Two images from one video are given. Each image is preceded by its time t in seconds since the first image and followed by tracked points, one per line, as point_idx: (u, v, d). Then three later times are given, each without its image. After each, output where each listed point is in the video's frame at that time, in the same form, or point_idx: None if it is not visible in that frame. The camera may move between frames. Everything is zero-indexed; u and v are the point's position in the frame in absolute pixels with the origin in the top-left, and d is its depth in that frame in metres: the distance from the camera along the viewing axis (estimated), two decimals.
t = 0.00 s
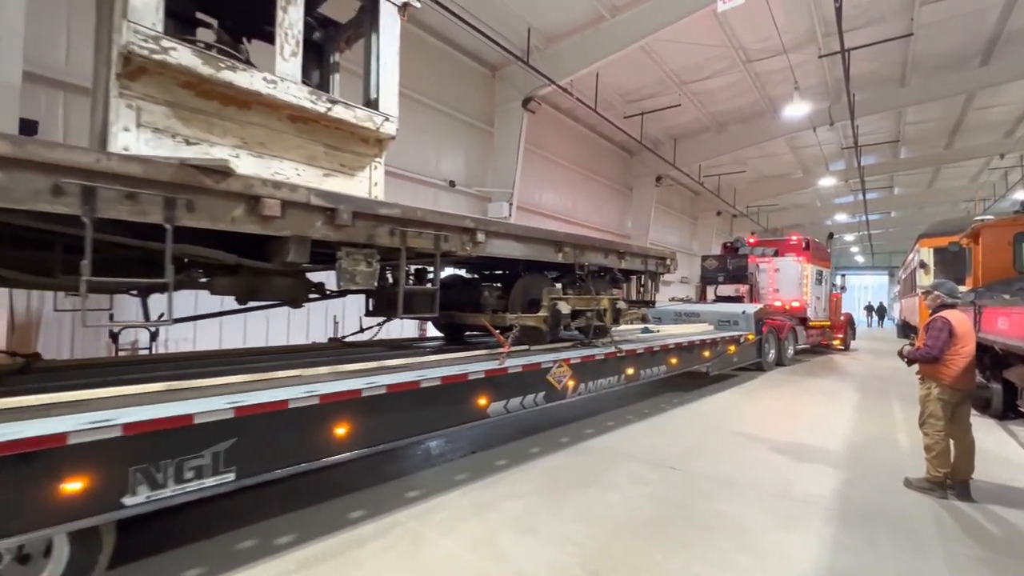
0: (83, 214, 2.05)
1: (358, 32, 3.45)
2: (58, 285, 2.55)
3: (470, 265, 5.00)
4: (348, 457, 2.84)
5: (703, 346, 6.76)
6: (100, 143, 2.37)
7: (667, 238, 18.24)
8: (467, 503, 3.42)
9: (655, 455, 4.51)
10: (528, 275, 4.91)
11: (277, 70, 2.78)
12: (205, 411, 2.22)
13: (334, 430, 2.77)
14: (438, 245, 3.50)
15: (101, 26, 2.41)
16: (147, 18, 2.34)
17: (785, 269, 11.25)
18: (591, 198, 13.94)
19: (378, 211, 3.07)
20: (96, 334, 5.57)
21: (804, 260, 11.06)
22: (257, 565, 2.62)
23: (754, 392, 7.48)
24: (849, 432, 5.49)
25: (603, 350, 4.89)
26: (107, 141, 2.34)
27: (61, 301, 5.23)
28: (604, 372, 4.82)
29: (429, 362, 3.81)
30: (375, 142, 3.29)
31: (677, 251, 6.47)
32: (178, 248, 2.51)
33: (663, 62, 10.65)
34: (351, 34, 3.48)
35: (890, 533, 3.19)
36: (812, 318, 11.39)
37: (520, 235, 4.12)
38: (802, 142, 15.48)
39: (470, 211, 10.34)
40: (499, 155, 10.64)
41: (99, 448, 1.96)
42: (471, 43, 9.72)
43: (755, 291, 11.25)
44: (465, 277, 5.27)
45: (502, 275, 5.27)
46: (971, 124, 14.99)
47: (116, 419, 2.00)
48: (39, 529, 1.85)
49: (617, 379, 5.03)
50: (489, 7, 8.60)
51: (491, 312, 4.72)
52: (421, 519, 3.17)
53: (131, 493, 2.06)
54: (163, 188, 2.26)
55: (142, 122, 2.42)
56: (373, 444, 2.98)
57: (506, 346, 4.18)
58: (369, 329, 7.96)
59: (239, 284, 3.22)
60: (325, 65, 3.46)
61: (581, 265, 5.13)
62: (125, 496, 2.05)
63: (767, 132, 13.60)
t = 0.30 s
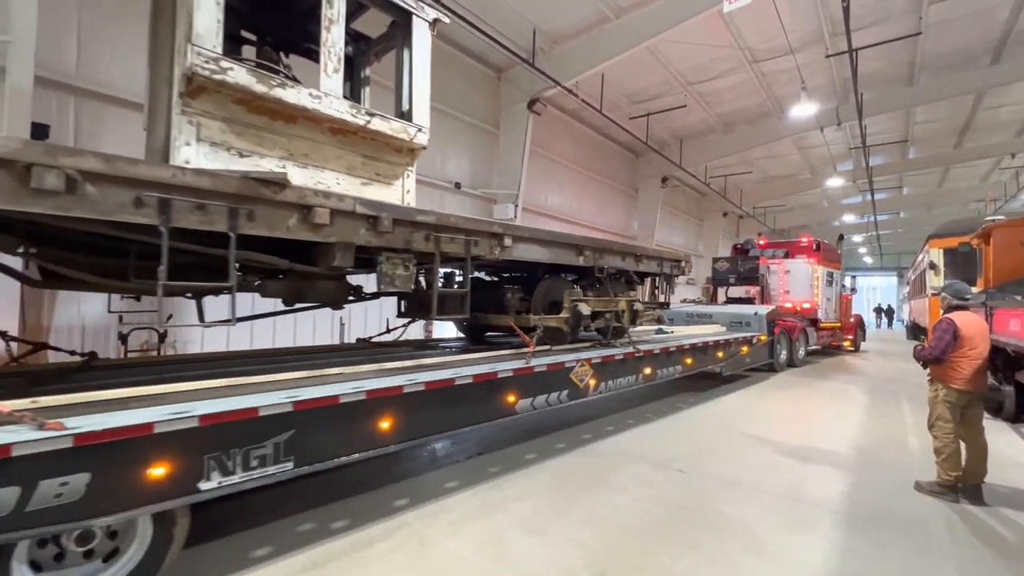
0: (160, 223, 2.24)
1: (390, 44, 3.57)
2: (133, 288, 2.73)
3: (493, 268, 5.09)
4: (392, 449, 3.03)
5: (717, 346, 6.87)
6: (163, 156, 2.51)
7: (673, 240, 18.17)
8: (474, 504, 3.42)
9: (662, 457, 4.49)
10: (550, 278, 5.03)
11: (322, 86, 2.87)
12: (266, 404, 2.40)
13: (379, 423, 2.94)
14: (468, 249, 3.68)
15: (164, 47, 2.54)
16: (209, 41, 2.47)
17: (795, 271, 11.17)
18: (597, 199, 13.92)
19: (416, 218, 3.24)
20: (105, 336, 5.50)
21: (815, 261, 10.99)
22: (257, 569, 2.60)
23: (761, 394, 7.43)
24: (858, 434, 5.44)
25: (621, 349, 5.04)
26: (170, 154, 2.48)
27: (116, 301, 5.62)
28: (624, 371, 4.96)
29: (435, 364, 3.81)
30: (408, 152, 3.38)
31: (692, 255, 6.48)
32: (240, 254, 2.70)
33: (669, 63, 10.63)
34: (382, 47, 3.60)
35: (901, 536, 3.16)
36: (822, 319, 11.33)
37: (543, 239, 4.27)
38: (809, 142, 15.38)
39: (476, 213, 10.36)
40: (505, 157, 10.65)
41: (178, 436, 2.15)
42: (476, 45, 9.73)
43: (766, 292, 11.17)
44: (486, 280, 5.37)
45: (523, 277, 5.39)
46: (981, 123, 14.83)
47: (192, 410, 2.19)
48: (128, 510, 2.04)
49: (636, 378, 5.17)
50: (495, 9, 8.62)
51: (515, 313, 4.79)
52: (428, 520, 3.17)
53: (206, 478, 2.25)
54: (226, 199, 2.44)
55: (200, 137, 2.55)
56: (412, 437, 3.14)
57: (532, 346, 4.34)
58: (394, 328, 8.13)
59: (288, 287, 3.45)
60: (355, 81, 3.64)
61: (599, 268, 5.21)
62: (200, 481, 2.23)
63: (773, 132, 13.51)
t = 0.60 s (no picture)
0: (221, 230, 2.40)
1: (415, 56, 3.73)
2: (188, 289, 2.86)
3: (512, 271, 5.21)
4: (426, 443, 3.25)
5: (728, 347, 7.01)
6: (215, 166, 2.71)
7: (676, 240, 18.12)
8: (477, 505, 3.42)
9: (666, 459, 4.48)
10: (569, 280, 5.15)
11: (359, 99, 3.04)
12: (319, 398, 2.62)
13: (416, 418, 3.18)
14: (494, 253, 3.82)
15: (221, 66, 2.75)
16: (259, 60, 2.64)
17: (803, 272, 11.05)
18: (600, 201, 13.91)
19: (447, 224, 3.42)
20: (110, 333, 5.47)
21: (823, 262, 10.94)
22: (270, 566, 2.64)
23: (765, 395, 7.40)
24: (864, 436, 5.41)
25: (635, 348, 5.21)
26: (222, 165, 2.67)
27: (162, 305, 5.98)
28: (638, 370, 5.14)
29: (440, 365, 3.84)
30: (434, 160, 3.56)
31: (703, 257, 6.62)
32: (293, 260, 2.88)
33: (672, 64, 10.62)
34: (407, 59, 3.73)
35: (907, 539, 3.13)
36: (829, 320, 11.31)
37: (563, 243, 4.43)
38: (814, 142, 15.32)
39: (480, 215, 10.35)
40: (508, 158, 10.65)
41: (244, 428, 2.41)
42: (479, 46, 9.72)
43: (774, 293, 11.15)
44: (504, 282, 5.47)
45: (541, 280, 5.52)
46: (987, 123, 14.74)
47: (254, 404, 2.42)
48: (200, 493, 2.28)
49: (649, 377, 5.36)
50: (498, 11, 8.63)
51: (535, 314, 4.90)
52: (431, 521, 3.17)
53: (265, 465, 2.50)
54: (280, 208, 2.62)
55: (248, 148, 2.73)
56: (444, 431, 3.37)
57: (554, 346, 4.50)
58: (413, 328, 8.16)
59: (328, 289, 3.66)
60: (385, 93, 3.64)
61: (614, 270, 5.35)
62: (261, 470, 2.49)
63: (777, 132, 13.45)
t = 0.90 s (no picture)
0: (271, 236, 2.52)
1: (438, 66, 3.86)
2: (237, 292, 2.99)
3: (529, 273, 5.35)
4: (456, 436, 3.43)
5: (737, 346, 7.09)
6: (259, 176, 2.83)
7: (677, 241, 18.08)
8: (479, 506, 3.41)
9: (668, 460, 4.47)
10: (584, 282, 5.32)
11: (390, 110, 3.17)
12: (363, 393, 2.82)
13: (449, 413, 3.37)
14: (517, 256, 3.90)
15: (263, 81, 2.88)
16: (301, 76, 2.79)
17: (808, 273, 11.06)
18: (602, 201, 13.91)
19: (475, 229, 3.52)
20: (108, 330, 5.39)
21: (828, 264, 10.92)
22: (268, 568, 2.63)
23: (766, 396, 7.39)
24: (866, 436, 5.40)
25: (648, 348, 5.35)
26: (265, 175, 2.79)
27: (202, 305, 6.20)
28: (651, 369, 5.27)
29: (446, 366, 3.88)
30: (458, 168, 3.66)
31: (713, 260, 6.77)
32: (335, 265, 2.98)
33: (673, 64, 10.61)
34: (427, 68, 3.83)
35: (910, 540, 3.12)
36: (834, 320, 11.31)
37: (580, 246, 4.55)
38: (815, 142, 15.31)
39: (482, 216, 10.35)
40: (509, 159, 10.65)
41: (296, 419, 2.59)
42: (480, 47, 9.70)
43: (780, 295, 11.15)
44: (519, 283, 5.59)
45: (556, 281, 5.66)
46: (989, 123, 14.71)
47: (305, 398, 2.61)
48: (260, 480, 2.48)
49: (663, 376, 5.51)
50: (499, 12, 8.64)
51: (552, 314, 5.02)
52: (432, 522, 3.17)
53: (315, 455, 2.68)
54: (325, 215, 2.75)
55: (290, 159, 2.85)
56: (474, 427, 3.55)
57: (573, 345, 4.67)
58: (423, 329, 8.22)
59: (362, 291, 3.70)
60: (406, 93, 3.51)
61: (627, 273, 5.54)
62: (312, 459, 2.68)
63: (777, 133, 13.43)
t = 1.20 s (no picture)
0: (316, 239, 2.74)
1: (459, 75, 3.95)
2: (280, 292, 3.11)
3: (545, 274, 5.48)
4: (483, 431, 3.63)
5: (744, 346, 7.16)
6: (298, 184, 2.98)
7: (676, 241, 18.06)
8: (479, 507, 3.41)
9: (669, 460, 4.46)
10: (598, 284, 5.44)
11: (418, 120, 3.30)
12: (400, 389, 3.02)
13: (476, 408, 3.57)
14: (537, 259, 4.12)
15: (302, 94, 3.04)
16: (338, 88, 2.92)
17: (811, 274, 11.11)
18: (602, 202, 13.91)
19: (498, 233, 3.73)
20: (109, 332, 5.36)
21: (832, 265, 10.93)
22: (285, 562, 2.68)
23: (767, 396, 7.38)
24: (867, 437, 5.40)
25: (659, 347, 5.49)
26: (304, 183, 2.93)
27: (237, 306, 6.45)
28: (663, 368, 5.41)
29: (450, 367, 3.88)
30: (479, 173, 3.79)
31: (721, 262, 6.91)
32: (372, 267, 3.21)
33: (673, 64, 10.61)
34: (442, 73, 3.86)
35: (911, 540, 3.11)
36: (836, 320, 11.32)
37: (596, 249, 4.71)
38: (815, 142, 15.31)
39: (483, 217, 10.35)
40: (509, 160, 10.63)
41: (342, 412, 2.79)
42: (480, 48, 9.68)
43: (784, 296, 11.23)
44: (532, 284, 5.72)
45: (570, 282, 5.78)
46: (989, 123, 14.72)
47: (350, 393, 2.81)
48: (311, 469, 2.67)
49: (674, 374, 5.65)
50: (500, 12, 8.63)
51: (567, 314, 5.18)
52: (432, 523, 3.16)
53: (359, 445, 2.89)
54: (364, 221, 2.97)
55: (327, 167, 2.98)
56: (500, 421, 3.74)
57: (588, 343, 4.82)
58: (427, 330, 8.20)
59: (391, 292, 3.84)
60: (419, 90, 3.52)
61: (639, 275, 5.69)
62: (355, 450, 2.88)
63: (777, 133, 13.42)
